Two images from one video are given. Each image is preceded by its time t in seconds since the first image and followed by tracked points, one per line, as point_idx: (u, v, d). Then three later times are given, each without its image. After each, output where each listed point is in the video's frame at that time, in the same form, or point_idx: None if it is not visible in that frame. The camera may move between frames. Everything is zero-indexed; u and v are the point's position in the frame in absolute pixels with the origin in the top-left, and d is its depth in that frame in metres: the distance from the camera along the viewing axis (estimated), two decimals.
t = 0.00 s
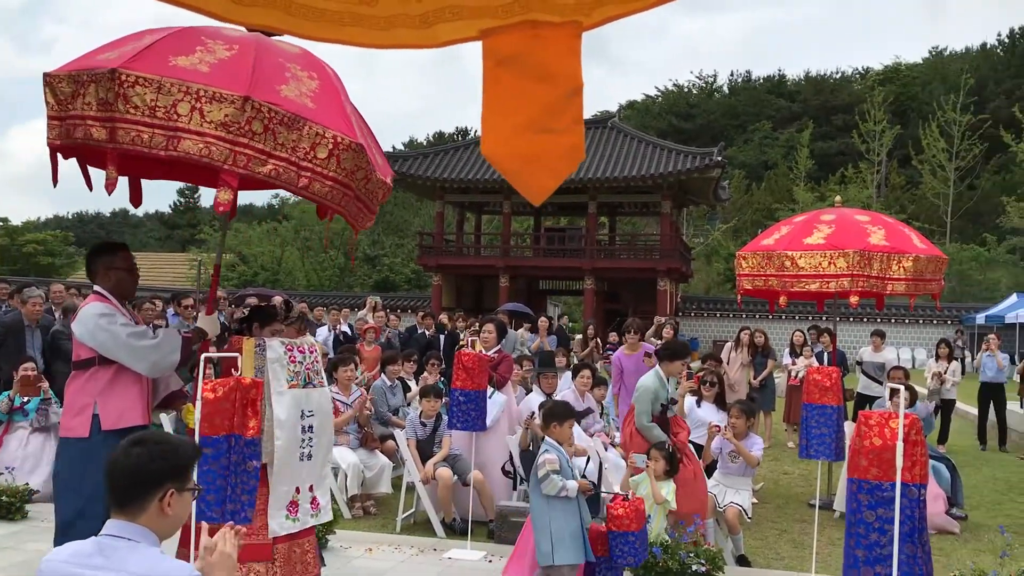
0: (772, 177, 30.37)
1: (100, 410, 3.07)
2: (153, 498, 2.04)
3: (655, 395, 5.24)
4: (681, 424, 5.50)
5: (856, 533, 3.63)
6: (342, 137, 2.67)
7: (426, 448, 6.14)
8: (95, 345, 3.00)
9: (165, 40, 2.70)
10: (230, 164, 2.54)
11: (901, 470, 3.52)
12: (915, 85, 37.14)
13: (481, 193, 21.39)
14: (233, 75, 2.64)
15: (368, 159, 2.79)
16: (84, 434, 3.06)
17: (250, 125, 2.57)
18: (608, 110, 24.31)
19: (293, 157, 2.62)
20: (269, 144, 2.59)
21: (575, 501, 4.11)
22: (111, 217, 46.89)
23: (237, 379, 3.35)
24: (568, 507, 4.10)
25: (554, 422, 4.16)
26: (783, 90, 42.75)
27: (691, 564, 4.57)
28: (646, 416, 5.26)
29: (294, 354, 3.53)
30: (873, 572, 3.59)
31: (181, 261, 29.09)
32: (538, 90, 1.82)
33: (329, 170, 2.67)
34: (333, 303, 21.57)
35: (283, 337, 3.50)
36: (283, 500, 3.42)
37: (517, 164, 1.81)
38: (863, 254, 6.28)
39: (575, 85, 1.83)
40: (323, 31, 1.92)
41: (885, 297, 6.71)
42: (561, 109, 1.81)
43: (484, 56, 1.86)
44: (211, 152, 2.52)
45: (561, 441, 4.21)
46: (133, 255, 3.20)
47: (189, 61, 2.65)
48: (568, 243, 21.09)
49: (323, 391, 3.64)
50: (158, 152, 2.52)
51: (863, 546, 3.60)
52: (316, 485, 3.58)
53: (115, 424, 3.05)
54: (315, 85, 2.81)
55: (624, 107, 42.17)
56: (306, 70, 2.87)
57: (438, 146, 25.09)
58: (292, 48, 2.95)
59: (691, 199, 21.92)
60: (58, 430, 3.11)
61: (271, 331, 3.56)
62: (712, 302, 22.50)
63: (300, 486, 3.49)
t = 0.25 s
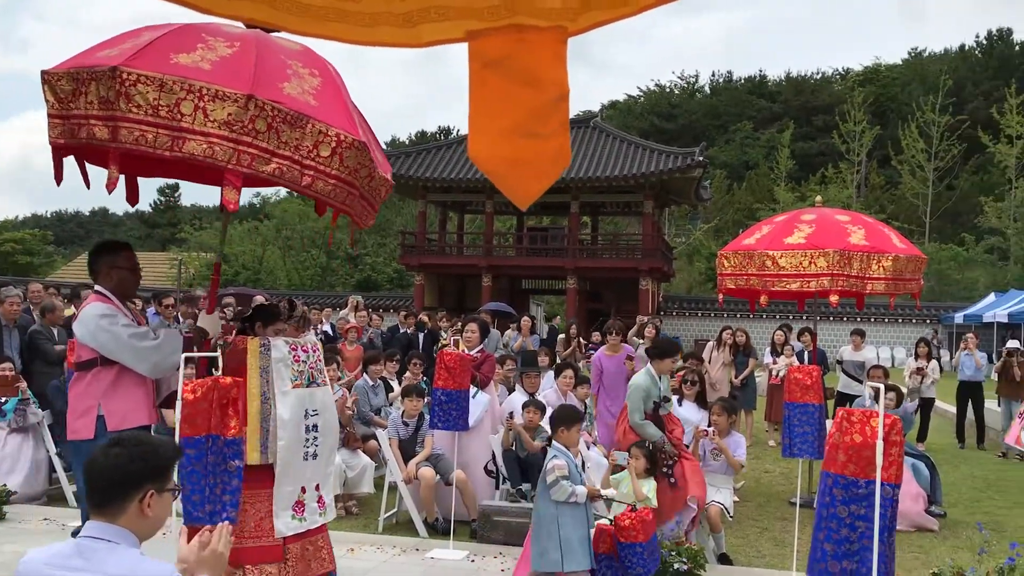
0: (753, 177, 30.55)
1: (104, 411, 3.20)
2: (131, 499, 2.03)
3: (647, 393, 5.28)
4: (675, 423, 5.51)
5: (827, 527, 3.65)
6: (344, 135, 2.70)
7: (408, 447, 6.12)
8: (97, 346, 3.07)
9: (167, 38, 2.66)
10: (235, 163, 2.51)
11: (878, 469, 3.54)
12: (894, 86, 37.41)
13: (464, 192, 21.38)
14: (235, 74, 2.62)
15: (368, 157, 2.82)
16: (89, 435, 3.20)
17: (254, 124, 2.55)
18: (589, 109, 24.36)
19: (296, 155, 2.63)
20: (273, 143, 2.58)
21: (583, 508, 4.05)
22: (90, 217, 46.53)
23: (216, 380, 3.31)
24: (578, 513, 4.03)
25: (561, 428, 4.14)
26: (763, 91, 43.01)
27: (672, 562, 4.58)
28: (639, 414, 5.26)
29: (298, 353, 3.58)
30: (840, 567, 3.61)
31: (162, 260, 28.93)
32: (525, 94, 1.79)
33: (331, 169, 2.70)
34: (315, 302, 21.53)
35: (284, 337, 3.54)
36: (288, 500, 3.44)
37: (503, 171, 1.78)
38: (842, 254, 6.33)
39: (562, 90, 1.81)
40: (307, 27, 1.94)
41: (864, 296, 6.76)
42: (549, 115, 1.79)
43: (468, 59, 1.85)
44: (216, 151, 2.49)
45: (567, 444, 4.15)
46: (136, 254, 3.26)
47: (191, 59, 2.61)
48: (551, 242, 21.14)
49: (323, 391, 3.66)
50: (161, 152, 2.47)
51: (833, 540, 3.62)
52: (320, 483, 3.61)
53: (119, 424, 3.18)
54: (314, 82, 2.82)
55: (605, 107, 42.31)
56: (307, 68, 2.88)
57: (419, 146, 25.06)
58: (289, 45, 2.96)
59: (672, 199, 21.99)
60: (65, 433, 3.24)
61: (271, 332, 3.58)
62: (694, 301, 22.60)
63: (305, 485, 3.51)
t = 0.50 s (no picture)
0: (731, 176, 30.69)
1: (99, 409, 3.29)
2: (105, 497, 2.01)
3: (647, 391, 5.21)
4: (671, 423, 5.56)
5: (802, 521, 3.66)
6: (343, 129, 2.82)
7: (387, 445, 6.10)
8: (97, 343, 3.19)
9: (162, 30, 2.76)
10: (231, 158, 2.66)
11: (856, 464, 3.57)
12: (870, 84, 37.70)
13: (443, 189, 21.30)
14: (231, 67, 2.72)
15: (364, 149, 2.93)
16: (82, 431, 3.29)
17: (250, 118, 2.68)
18: (569, 107, 24.35)
19: (291, 149, 2.75)
20: (269, 137, 2.71)
21: (587, 504, 4.06)
22: (64, 213, 45.98)
23: (191, 378, 3.23)
24: (581, 510, 4.04)
25: (566, 424, 4.12)
26: (741, 89, 43.20)
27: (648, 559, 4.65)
28: (639, 414, 5.21)
29: (302, 354, 3.54)
30: (815, 562, 3.62)
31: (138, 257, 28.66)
32: (501, 88, 2.00)
33: (327, 161, 2.82)
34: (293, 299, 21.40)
35: (291, 337, 3.52)
36: (295, 502, 3.43)
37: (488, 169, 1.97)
38: (819, 252, 6.38)
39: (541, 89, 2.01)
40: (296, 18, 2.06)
41: (841, 293, 6.82)
42: (528, 114, 1.98)
43: (450, 56, 2.03)
44: (212, 147, 2.64)
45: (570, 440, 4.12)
46: (137, 254, 3.39)
47: (186, 52, 2.71)
48: (530, 239, 21.11)
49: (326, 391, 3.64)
50: (158, 146, 2.62)
51: (808, 535, 3.63)
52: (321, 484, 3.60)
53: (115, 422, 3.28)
54: (312, 74, 2.92)
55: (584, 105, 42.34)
56: (303, 59, 2.97)
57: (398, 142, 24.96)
58: (287, 36, 3.04)
59: (650, 197, 22.03)
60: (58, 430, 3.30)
61: (274, 332, 3.54)
62: (672, 299, 22.66)
63: (309, 487, 3.49)
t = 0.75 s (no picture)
0: (711, 172, 30.83)
1: (98, 409, 3.24)
2: (79, 494, 1.99)
3: (658, 385, 5.03)
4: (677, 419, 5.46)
5: (790, 519, 3.70)
6: (343, 124, 2.82)
7: (367, 441, 6.09)
8: (98, 344, 3.11)
9: (159, 25, 2.73)
10: (233, 155, 2.65)
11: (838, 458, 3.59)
12: (848, 80, 37.98)
13: (423, 185, 21.26)
14: (230, 61, 2.70)
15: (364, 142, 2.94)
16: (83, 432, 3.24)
17: (250, 113, 2.66)
18: (549, 103, 24.36)
19: (292, 143, 2.75)
20: (269, 133, 2.71)
21: (584, 503, 4.07)
22: (38, 208, 45.47)
23: (168, 374, 3.19)
24: (578, 510, 4.05)
25: (567, 421, 4.14)
26: (721, 86, 43.39)
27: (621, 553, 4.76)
28: (649, 406, 5.03)
29: (307, 351, 3.47)
30: (806, 559, 3.65)
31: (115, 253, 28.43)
32: (487, 73, 2.02)
33: (328, 156, 2.83)
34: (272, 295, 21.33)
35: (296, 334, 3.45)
36: (297, 502, 3.39)
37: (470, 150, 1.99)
38: (798, 247, 6.42)
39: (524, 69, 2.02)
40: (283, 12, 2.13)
41: (819, 289, 6.85)
42: (511, 97, 2.00)
43: (431, 42, 2.04)
44: (213, 143, 2.62)
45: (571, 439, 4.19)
46: (135, 249, 3.32)
47: (184, 47, 2.68)
48: (511, 235, 21.12)
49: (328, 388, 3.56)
50: (158, 144, 2.59)
51: (797, 533, 3.67)
52: (320, 481, 3.56)
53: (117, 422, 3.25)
54: (311, 66, 2.91)
55: (565, 101, 42.38)
56: (302, 52, 2.95)
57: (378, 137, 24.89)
58: (284, 28, 3.02)
59: (630, 192, 22.08)
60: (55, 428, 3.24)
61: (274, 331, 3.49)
62: (652, 294, 22.75)
63: (310, 486, 3.46)
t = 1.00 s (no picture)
0: (688, 163, 30.93)
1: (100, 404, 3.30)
2: (50, 490, 1.96)
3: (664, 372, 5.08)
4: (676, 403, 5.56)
5: (775, 512, 3.69)
6: (349, 112, 2.83)
7: (346, 435, 6.05)
8: (98, 335, 3.17)
9: (158, 11, 2.68)
10: (241, 142, 2.62)
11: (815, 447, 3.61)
12: (823, 71, 38.20)
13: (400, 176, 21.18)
14: (234, 48, 2.67)
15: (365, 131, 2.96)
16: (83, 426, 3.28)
17: (257, 100, 2.64)
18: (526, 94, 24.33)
19: (297, 131, 2.74)
20: (277, 120, 2.69)
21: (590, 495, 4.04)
22: (10, 201, 44.96)
23: (144, 367, 3.17)
24: (584, 502, 4.02)
25: (572, 414, 4.14)
26: (698, 77, 43.53)
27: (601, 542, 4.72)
28: (654, 394, 5.06)
29: (308, 341, 3.45)
30: (793, 549, 3.66)
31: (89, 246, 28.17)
32: (466, 53, 2.06)
33: (332, 145, 2.83)
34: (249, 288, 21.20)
35: (296, 323, 3.42)
36: (300, 493, 3.34)
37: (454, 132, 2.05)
38: (775, 238, 6.45)
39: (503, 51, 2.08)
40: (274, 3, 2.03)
41: (796, 280, 6.89)
42: (486, 75, 2.06)
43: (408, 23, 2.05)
44: (220, 131, 2.59)
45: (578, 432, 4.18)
46: (134, 242, 3.38)
47: (186, 33, 2.64)
48: (489, 227, 21.08)
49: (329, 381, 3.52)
50: (162, 132, 2.54)
51: (783, 524, 3.66)
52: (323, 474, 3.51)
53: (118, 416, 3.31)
54: (313, 54, 2.90)
55: (542, 92, 42.35)
56: (304, 40, 2.94)
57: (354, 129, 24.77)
58: (283, 16, 2.99)
59: (608, 183, 22.10)
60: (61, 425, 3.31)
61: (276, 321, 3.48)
62: (631, 285, 22.83)
63: (313, 477, 3.40)
